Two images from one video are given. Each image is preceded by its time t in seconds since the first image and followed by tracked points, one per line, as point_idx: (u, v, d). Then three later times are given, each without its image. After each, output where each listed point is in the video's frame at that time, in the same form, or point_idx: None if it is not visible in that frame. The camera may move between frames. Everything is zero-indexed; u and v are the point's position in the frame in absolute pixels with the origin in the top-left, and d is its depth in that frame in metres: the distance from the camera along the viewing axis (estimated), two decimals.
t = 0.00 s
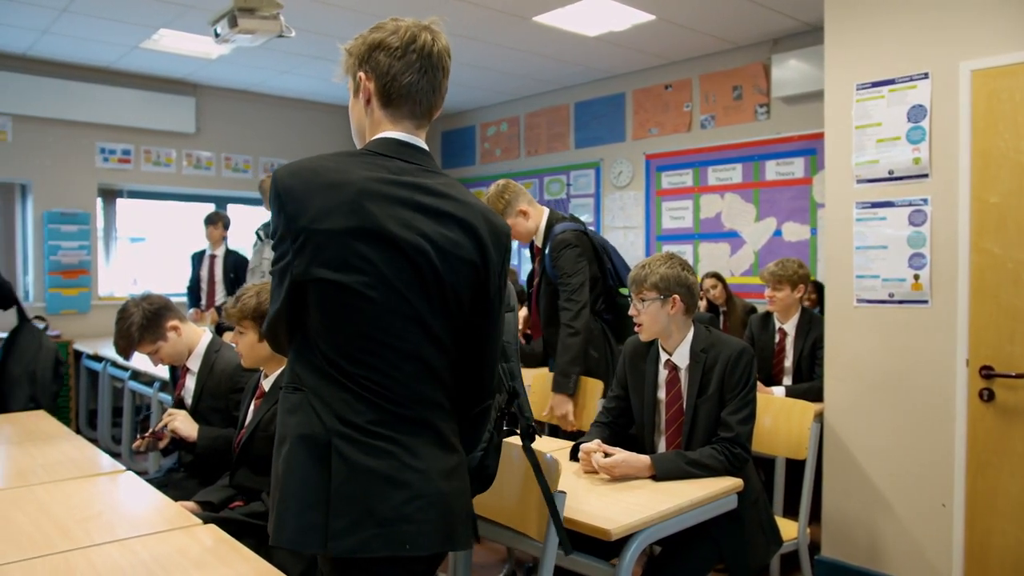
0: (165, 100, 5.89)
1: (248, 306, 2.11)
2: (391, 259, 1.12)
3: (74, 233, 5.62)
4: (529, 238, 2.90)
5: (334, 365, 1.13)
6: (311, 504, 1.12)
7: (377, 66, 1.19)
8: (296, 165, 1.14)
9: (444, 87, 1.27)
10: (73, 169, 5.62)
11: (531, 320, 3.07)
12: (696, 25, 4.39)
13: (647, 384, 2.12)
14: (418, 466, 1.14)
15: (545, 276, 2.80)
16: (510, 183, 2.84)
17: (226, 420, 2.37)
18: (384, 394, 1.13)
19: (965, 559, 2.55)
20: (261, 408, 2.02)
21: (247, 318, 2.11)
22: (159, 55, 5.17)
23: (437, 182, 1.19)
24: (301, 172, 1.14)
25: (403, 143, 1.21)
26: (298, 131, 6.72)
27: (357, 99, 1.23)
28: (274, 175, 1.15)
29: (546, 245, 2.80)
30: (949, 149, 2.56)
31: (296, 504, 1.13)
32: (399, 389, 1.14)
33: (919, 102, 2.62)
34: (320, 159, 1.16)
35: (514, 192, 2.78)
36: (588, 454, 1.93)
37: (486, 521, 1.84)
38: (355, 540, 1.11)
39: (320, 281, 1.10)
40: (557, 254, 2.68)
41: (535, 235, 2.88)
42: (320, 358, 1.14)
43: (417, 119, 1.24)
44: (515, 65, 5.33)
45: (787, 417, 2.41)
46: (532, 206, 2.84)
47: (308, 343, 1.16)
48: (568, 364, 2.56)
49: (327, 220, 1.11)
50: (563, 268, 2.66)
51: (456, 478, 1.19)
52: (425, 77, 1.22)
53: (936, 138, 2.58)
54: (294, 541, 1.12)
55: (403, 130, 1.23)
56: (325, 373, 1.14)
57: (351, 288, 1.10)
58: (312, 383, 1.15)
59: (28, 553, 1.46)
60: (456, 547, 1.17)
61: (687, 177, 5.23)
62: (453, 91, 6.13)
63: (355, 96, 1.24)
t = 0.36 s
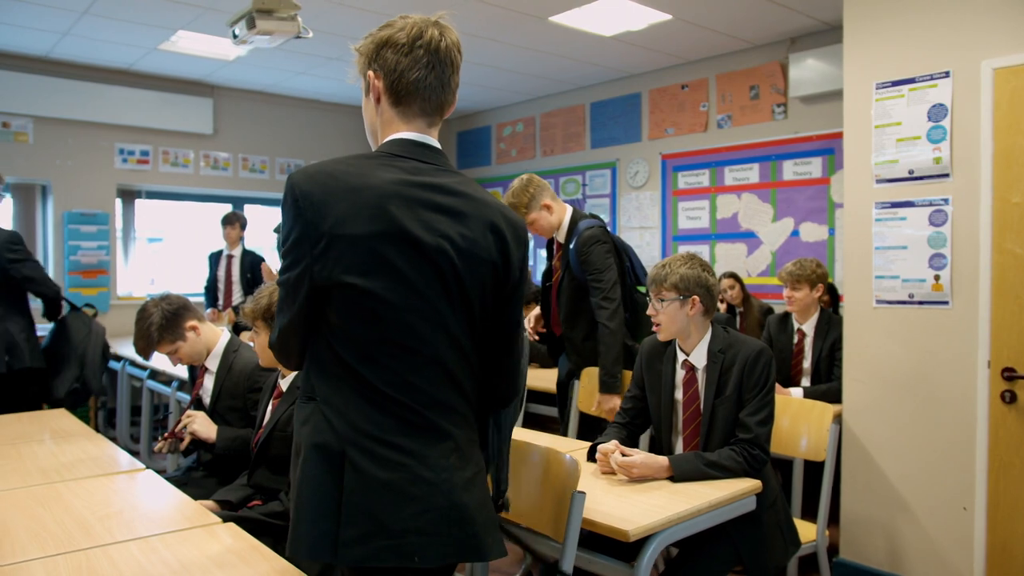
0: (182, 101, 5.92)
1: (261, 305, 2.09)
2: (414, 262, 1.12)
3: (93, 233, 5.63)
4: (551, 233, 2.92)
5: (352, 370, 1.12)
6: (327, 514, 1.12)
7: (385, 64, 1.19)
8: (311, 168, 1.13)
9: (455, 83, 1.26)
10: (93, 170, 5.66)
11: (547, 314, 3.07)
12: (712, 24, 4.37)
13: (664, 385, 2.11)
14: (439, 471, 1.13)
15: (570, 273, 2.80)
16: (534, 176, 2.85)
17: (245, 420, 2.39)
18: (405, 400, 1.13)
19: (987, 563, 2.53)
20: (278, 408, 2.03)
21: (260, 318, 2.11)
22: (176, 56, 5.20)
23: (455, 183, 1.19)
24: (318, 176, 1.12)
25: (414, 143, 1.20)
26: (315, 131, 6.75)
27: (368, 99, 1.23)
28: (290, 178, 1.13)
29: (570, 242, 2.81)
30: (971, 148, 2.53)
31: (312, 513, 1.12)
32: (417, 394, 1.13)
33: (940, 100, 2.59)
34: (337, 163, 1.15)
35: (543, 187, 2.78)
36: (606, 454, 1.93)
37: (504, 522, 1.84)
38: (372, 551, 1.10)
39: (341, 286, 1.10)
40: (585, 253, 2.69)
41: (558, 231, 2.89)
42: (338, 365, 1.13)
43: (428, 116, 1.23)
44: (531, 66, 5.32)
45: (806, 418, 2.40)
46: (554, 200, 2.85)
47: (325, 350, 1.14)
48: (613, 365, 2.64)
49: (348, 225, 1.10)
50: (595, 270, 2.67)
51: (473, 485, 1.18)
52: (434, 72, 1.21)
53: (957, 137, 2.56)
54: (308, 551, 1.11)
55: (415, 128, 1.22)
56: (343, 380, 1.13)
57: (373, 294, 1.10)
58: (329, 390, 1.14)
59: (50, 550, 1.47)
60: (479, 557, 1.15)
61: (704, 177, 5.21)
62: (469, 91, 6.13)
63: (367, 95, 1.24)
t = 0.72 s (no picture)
0: (198, 102, 5.96)
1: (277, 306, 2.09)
2: (438, 267, 1.13)
3: (110, 233, 5.70)
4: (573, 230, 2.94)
5: (376, 378, 1.12)
6: (351, 527, 1.13)
7: (394, 65, 1.19)
8: (330, 173, 1.12)
9: (467, 81, 1.24)
10: (110, 171, 5.70)
11: (563, 313, 3.09)
12: (727, 24, 4.35)
13: (681, 385, 2.10)
14: (462, 477, 1.15)
15: (595, 270, 2.84)
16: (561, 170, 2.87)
17: (262, 419, 2.41)
18: (428, 405, 1.13)
19: (1008, 566, 2.50)
20: (296, 407, 2.04)
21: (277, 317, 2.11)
22: (193, 57, 5.23)
23: (476, 184, 1.19)
24: (337, 182, 1.12)
25: (429, 144, 1.20)
26: (330, 131, 6.77)
27: (380, 100, 1.23)
28: (308, 184, 1.11)
29: (593, 240, 2.84)
30: (991, 148, 2.51)
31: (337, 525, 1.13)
32: (441, 400, 1.14)
33: (960, 99, 2.57)
34: (354, 167, 1.14)
35: (573, 183, 2.80)
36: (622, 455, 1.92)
37: (522, 522, 1.84)
38: (397, 561, 1.11)
39: (365, 292, 1.09)
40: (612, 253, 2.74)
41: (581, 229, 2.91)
42: (360, 373, 1.13)
43: (440, 116, 1.22)
44: (545, 66, 5.32)
45: (824, 419, 2.38)
46: (581, 196, 2.88)
47: (346, 357, 1.14)
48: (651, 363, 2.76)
49: (370, 231, 1.10)
50: (625, 270, 2.73)
51: (494, 489, 1.20)
52: (443, 72, 1.20)
53: (977, 136, 2.54)
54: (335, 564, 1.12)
55: (425, 129, 1.22)
56: (365, 389, 1.13)
57: (397, 300, 1.10)
58: (350, 399, 1.13)
59: (70, 548, 1.48)
60: (500, 564, 1.17)
61: (719, 177, 5.19)
62: (483, 91, 6.14)
63: (380, 97, 1.24)
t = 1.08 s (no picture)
0: (212, 103, 5.98)
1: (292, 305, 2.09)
2: (464, 270, 1.13)
3: (125, 233, 5.74)
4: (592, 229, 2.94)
5: (400, 385, 1.12)
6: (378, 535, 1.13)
7: (400, 68, 1.20)
8: (351, 179, 1.11)
9: (474, 82, 1.24)
10: (125, 171, 5.73)
11: (579, 313, 3.06)
12: (741, 23, 4.34)
13: (694, 385, 2.10)
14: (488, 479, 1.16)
15: (618, 273, 2.85)
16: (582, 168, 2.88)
17: (276, 418, 2.43)
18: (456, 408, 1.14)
19: None
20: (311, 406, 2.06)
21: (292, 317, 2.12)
22: (208, 58, 5.27)
23: (492, 186, 1.21)
24: (359, 187, 1.10)
25: (440, 145, 1.21)
26: (343, 132, 6.80)
27: (388, 103, 1.24)
28: (330, 189, 1.10)
29: (614, 242, 2.86)
30: (1008, 147, 2.49)
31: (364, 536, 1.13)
32: (467, 404, 1.14)
33: (976, 99, 2.55)
34: (374, 172, 1.13)
35: (599, 178, 2.81)
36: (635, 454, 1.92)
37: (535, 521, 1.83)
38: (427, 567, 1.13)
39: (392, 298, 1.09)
40: (639, 254, 2.80)
41: (600, 228, 2.91)
42: (384, 379, 1.13)
43: (445, 119, 1.22)
44: (557, 65, 5.32)
45: (838, 421, 2.37)
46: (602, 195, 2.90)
47: (368, 365, 1.13)
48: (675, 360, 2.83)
49: (397, 237, 1.10)
50: (656, 271, 2.80)
51: (514, 490, 1.22)
52: (448, 74, 1.20)
53: (994, 136, 2.52)
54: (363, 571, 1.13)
55: (431, 130, 1.22)
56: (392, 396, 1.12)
57: (423, 305, 1.11)
58: (375, 407, 1.13)
59: (86, 546, 1.49)
60: (524, 561, 1.21)
61: (732, 177, 5.17)
62: (496, 92, 6.14)
63: (388, 100, 1.25)
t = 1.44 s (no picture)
0: (225, 103, 6.01)
1: (304, 304, 2.10)
2: (486, 270, 1.15)
3: (138, 233, 5.78)
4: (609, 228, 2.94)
5: (426, 386, 1.12)
6: (407, 541, 1.13)
7: (403, 74, 1.21)
8: (374, 182, 1.11)
9: (477, 82, 1.24)
10: (138, 172, 5.76)
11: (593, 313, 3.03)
12: (754, 23, 4.33)
13: (706, 385, 2.09)
14: (509, 476, 1.19)
15: (639, 274, 2.84)
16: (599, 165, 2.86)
17: (288, 418, 2.42)
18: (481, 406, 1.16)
19: None
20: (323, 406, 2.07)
21: (304, 316, 2.11)
22: (221, 59, 5.30)
23: (505, 185, 1.23)
24: (382, 191, 1.10)
25: (448, 147, 1.21)
26: (355, 132, 6.82)
27: (394, 109, 1.25)
28: (353, 193, 1.09)
29: (636, 242, 2.86)
30: None
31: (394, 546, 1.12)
32: (491, 403, 1.16)
33: (992, 97, 2.53)
34: (393, 177, 1.13)
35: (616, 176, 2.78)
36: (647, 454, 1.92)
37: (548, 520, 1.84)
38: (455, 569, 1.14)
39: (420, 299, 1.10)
40: (661, 254, 2.80)
41: (618, 228, 2.91)
42: (411, 383, 1.13)
43: (450, 121, 1.23)
44: (569, 65, 5.31)
45: (851, 422, 2.36)
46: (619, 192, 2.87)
47: (394, 367, 1.13)
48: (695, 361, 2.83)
49: (422, 238, 1.10)
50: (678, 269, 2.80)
51: (529, 488, 1.25)
52: (450, 75, 1.20)
53: (1009, 135, 2.50)
54: None
55: (438, 134, 1.23)
56: (421, 398, 1.12)
57: (448, 306, 1.12)
58: (402, 411, 1.13)
59: (103, 543, 1.50)
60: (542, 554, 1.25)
61: (745, 177, 5.15)
62: (507, 92, 6.15)
63: (395, 106, 1.27)
